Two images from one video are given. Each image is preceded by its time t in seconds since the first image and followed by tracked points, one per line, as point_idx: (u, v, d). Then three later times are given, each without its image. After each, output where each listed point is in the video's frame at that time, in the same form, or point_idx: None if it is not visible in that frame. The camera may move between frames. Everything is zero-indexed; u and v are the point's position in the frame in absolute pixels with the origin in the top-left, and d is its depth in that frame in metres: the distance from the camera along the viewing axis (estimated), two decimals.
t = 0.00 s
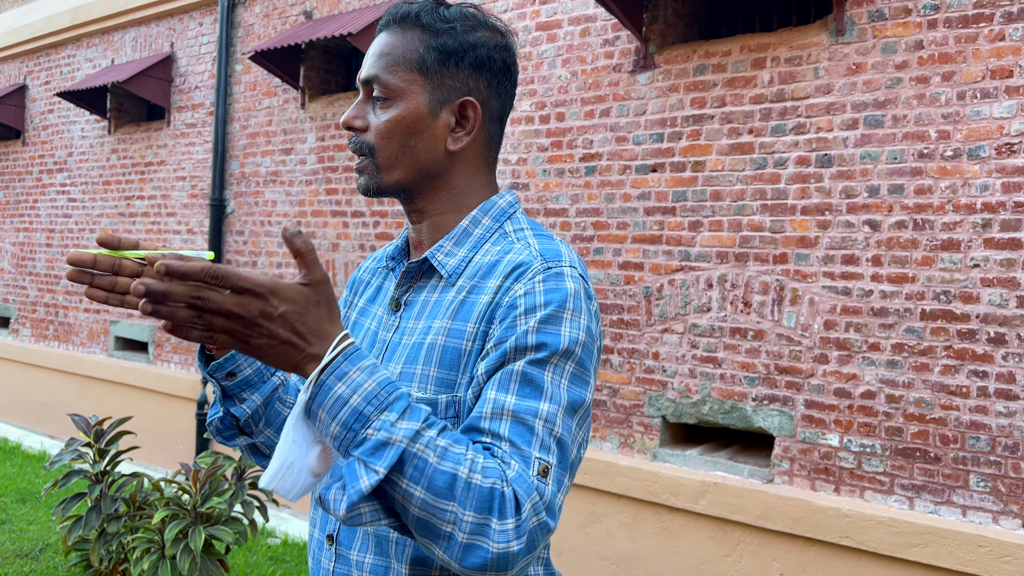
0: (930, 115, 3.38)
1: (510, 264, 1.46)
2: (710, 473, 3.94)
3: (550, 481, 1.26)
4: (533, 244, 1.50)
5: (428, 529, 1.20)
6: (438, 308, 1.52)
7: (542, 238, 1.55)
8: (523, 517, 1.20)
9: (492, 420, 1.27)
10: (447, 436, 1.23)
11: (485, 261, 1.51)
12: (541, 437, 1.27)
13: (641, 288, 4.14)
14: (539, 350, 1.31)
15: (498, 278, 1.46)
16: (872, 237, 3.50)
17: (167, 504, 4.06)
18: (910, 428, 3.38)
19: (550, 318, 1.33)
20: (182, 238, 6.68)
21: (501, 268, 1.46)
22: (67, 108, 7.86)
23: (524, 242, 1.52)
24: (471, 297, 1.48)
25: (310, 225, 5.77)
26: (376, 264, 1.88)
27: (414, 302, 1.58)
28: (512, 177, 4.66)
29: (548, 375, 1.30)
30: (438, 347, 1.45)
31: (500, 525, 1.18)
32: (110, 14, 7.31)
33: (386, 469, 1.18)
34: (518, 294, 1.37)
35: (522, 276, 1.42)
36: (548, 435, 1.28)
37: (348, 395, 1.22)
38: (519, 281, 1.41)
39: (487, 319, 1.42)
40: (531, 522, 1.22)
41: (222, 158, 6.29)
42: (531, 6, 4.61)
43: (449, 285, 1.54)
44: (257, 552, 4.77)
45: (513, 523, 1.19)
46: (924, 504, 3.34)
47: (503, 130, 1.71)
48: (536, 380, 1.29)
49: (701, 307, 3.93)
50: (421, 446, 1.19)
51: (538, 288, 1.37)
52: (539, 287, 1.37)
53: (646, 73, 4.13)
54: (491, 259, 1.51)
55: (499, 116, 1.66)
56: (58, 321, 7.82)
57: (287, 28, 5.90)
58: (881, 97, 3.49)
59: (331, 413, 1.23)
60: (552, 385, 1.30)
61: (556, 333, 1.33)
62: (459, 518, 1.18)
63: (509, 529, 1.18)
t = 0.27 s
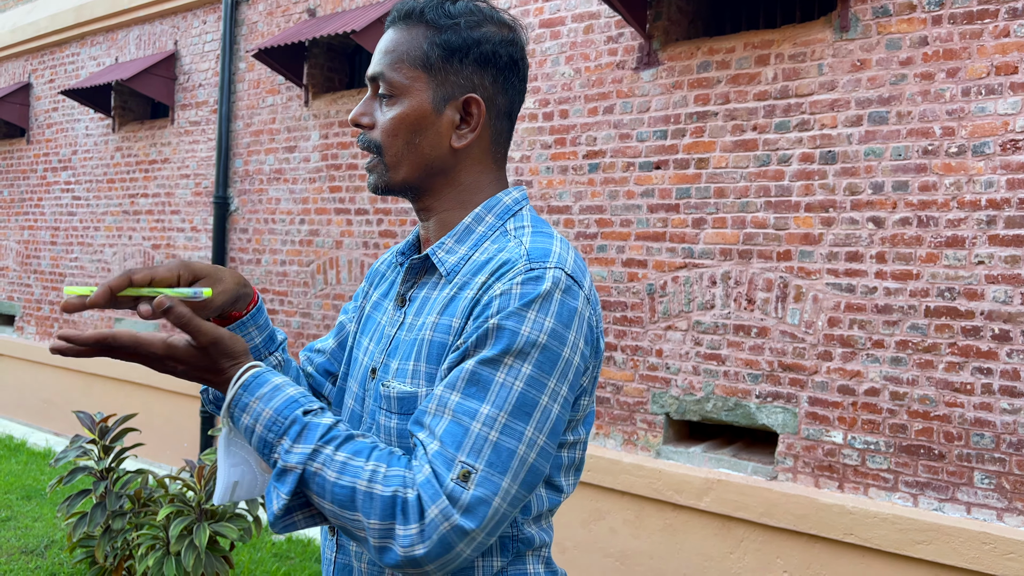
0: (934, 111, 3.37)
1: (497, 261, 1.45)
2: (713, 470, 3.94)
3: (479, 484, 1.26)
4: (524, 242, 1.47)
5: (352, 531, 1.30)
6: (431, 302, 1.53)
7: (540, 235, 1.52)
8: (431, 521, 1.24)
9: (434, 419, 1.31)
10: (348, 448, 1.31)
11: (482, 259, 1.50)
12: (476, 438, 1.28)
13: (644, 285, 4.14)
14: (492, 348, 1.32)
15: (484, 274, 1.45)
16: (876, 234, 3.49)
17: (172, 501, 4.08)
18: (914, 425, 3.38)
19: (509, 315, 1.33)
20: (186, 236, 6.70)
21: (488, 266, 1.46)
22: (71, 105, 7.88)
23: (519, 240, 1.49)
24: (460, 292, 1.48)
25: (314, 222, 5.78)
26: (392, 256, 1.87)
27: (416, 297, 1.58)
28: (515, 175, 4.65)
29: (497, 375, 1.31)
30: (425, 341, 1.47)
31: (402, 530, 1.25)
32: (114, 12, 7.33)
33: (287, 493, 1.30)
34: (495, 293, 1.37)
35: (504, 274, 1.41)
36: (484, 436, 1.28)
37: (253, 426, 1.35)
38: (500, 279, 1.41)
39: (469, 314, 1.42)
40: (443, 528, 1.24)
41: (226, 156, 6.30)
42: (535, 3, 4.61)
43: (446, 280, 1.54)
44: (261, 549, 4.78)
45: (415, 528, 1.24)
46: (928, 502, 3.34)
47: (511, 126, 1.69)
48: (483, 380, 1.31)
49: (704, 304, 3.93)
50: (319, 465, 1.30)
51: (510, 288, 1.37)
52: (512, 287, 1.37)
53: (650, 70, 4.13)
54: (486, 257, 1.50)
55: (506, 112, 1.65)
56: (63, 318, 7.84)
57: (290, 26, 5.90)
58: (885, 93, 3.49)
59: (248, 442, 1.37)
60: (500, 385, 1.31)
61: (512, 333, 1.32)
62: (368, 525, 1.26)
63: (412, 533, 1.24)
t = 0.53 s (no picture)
0: (939, 108, 3.36)
1: (487, 253, 1.43)
2: (717, 468, 3.94)
3: (434, 473, 1.26)
4: (517, 235, 1.44)
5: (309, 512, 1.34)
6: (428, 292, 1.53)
7: (538, 231, 1.47)
8: (380, 507, 1.26)
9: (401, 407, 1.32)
10: (302, 434, 1.34)
11: (477, 252, 1.47)
12: (435, 428, 1.27)
13: (648, 282, 4.14)
14: (464, 339, 1.30)
15: (472, 265, 1.44)
16: (881, 232, 3.48)
17: (176, 498, 4.09)
18: (918, 423, 3.37)
19: (484, 307, 1.31)
20: (190, 234, 6.71)
21: (478, 258, 1.44)
22: (75, 103, 7.89)
23: (515, 233, 1.46)
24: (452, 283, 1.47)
25: (318, 220, 5.78)
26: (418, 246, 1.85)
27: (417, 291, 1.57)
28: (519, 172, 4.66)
29: (466, 366, 1.29)
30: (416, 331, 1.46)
31: (352, 515, 1.28)
32: (118, 9, 7.33)
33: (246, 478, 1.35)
34: (478, 284, 1.35)
35: (491, 266, 1.39)
36: (445, 426, 1.27)
37: (216, 412, 1.40)
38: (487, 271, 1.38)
39: (455, 306, 1.40)
40: (393, 515, 1.26)
41: (229, 154, 6.31)
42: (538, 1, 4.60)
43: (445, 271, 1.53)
44: (265, 546, 4.80)
45: (364, 513, 1.27)
46: (932, 499, 3.33)
47: (525, 128, 1.62)
48: (452, 370, 1.29)
49: (708, 301, 3.93)
50: (273, 452, 1.33)
51: (493, 281, 1.34)
52: (494, 280, 1.34)
53: (653, 67, 4.12)
54: (482, 250, 1.47)
55: (517, 115, 1.58)
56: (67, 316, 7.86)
57: (294, 23, 5.90)
58: (890, 90, 3.48)
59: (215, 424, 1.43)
60: (467, 376, 1.29)
61: (482, 325, 1.30)
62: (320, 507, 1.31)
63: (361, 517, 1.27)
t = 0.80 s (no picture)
0: (943, 106, 3.35)
1: (479, 253, 1.40)
2: (720, 466, 3.94)
3: (404, 470, 1.24)
4: (511, 237, 1.40)
5: (284, 494, 1.34)
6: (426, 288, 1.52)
7: (535, 232, 1.43)
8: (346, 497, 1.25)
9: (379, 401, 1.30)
10: (284, 416, 1.33)
11: (471, 252, 1.45)
12: (409, 426, 1.25)
13: (651, 281, 4.14)
14: (446, 339, 1.28)
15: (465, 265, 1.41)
16: (884, 230, 3.48)
17: (180, 496, 4.10)
18: (922, 421, 3.37)
19: (467, 309, 1.28)
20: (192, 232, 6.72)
21: (470, 258, 1.42)
22: (78, 101, 7.91)
23: (509, 237, 1.42)
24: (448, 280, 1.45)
25: (320, 218, 5.79)
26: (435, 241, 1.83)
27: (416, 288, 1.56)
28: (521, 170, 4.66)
29: (444, 366, 1.27)
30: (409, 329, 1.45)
31: (320, 502, 1.28)
32: (120, 8, 7.34)
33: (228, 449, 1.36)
34: (468, 284, 1.33)
35: (482, 267, 1.36)
36: (417, 424, 1.25)
37: (207, 381, 1.40)
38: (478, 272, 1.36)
39: (447, 304, 1.38)
40: (359, 507, 1.25)
41: (232, 152, 6.32)
42: None
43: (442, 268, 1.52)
44: (269, 544, 4.81)
45: (331, 502, 1.26)
46: (936, 498, 3.33)
47: (526, 122, 1.58)
48: (432, 370, 1.27)
49: (711, 299, 3.93)
50: (255, 429, 1.33)
51: (481, 282, 1.31)
52: (482, 281, 1.31)
53: (656, 65, 4.12)
54: (475, 252, 1.45)
55: (513, 109, 1.54)
56: (70, 314, 7.88)
57: (296, 21, 5.90)
58: (893, 88, 3.47)
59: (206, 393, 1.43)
60: (445, 377, 1.26)
61: (467, 326, 1.27)
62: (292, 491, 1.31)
63: (328, 505, 1.27)
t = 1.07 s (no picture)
0: (946, 105, 3.35)
1: (472, 250, 1.40)
2: (722, 464, 3.93)
3: (386, 463, 1.24)
4: (504, 235, 1.40)
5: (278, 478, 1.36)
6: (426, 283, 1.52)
7: (529, 231, 1.42)
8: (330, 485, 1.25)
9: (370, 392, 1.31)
10: (294, 396, 1.34)
11: (466, 249, 1.45)
12: (393, 419, 1.25)
13: (653, 279, 4.14)
14: (434, 334, 1.28)
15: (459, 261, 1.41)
16: (887, 228, 3.47)
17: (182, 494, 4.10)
18: (924, 420, 3.37)
19: (457, 305, 1.28)
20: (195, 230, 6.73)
21: (464, 255, 1.42)
22: (80, 100, 7.91)
23: (502, 234, 1.42)
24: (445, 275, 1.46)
25: (322, 217, 5.79)
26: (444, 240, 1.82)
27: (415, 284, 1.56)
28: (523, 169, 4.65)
29: (429, 361, 1.26)
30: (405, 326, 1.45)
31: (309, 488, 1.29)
32: (122, 6, 7.34)
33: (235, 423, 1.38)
34: (459, 281, 1.33)
35: (474, 263, 1.36)
36: (401, 417, 1.25)
37: (232, 351, 1.43)
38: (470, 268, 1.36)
39: (439, 300, 1.38)
40: (341, 496, 1.25)
41: (234, 151, 6.32)
42: None
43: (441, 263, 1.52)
44: (271, 542, 4.81)
45: (316, 488, 1.27)
46: (938, 496, 3.33)
47: (527, 117, 1.57)
48: (417, 364, 1.27)
49: (713, 298, 3.93)
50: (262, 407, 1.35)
51: (471, 278, 1.31)
52: (473, 278, 1.31)
53: (659, 63, 4.12)
54: (470, 248, 1.45)
55: (514, 103, 1.54)
56: (73, 313, 7.89)
57: (298, 20, 5.90)
58: (896, 86, 3.46)
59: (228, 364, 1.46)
60: (431, 372, 1.26)
61: (456, 321, 1.27)
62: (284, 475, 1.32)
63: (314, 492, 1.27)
